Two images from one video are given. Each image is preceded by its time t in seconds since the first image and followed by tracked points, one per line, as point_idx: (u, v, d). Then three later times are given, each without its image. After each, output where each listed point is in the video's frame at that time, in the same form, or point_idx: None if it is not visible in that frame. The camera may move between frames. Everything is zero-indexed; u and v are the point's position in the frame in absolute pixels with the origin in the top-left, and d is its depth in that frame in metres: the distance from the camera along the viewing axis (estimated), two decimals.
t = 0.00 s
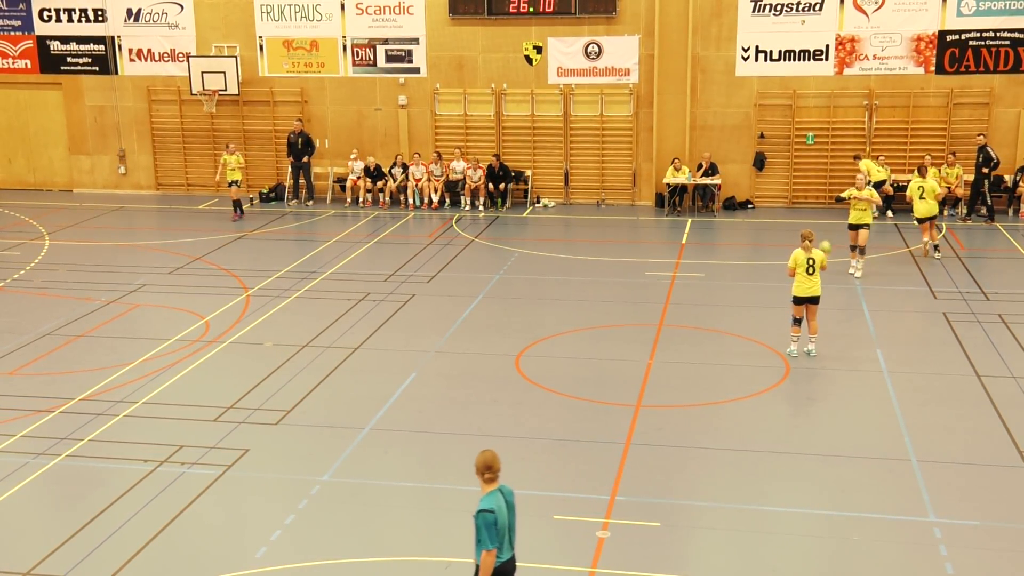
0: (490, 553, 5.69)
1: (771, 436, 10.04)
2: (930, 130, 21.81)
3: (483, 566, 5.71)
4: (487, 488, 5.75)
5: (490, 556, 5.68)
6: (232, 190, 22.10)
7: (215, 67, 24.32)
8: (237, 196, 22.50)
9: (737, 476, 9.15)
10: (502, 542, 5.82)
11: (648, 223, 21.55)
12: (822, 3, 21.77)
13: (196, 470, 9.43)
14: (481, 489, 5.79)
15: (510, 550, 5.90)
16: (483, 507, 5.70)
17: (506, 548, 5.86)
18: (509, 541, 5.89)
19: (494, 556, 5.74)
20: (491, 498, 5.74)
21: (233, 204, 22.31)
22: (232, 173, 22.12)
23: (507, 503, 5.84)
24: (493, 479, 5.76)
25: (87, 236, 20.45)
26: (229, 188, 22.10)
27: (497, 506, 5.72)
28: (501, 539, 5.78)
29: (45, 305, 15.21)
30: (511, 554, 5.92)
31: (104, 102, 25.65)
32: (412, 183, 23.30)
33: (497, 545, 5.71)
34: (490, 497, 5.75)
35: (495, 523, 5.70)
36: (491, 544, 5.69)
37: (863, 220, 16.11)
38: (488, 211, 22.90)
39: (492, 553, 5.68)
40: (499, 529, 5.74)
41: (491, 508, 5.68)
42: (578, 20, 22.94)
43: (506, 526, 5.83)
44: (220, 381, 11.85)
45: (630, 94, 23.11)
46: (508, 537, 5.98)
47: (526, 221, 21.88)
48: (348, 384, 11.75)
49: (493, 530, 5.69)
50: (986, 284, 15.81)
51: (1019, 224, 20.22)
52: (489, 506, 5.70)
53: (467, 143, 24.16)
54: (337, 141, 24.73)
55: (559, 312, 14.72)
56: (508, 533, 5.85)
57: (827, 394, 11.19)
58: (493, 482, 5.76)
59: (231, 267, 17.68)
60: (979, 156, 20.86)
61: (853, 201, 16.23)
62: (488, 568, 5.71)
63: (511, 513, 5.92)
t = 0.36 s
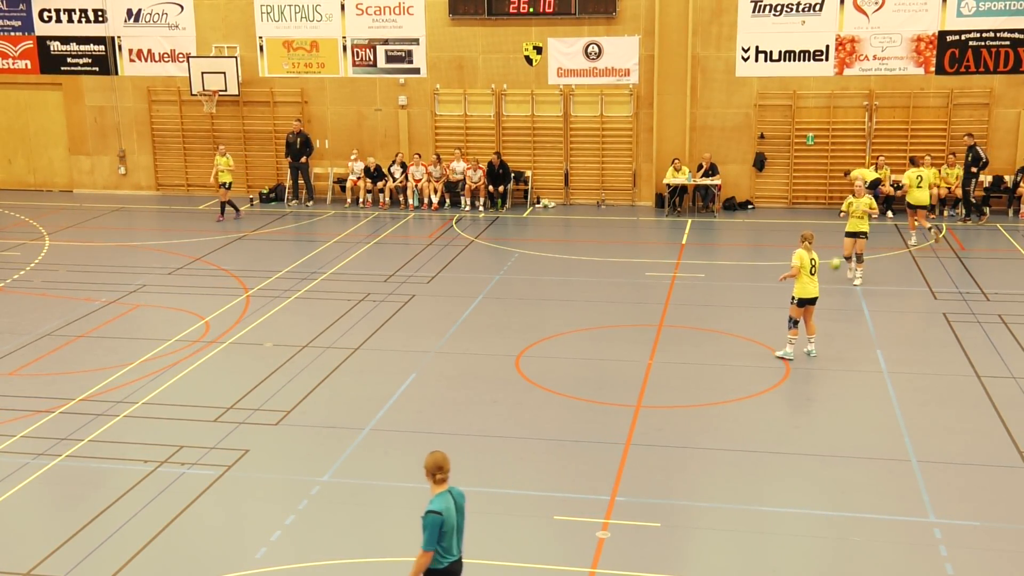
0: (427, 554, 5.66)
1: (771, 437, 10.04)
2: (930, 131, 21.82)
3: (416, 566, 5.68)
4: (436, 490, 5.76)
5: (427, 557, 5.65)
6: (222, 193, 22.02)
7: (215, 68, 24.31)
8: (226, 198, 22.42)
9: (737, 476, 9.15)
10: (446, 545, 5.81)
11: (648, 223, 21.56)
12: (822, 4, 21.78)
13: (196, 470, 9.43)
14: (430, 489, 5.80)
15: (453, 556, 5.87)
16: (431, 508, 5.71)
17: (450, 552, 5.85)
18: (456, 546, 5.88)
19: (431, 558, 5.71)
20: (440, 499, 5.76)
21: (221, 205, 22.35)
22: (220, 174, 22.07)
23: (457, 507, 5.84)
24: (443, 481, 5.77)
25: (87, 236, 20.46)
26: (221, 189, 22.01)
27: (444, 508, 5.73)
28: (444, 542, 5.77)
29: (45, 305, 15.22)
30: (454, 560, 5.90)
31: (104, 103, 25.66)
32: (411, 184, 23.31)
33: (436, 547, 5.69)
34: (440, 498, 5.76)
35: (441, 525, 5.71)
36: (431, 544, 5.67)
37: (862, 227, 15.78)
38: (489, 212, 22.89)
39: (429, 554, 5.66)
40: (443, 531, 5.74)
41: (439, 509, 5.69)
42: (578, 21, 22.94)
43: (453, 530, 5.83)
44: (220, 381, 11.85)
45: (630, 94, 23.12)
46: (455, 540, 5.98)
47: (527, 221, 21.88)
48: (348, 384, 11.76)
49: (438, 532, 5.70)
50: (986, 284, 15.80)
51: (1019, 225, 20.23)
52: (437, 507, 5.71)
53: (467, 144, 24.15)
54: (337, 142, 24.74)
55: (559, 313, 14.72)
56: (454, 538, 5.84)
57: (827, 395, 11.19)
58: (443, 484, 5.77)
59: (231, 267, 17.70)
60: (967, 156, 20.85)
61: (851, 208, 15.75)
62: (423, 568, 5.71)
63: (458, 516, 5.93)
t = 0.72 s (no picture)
0: (392, 554, 5.73)
1: (770, 437, 10.05)
2: (930, 131, 21.82)
3: (381, 565, 5.73)
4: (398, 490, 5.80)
5: (392, 556, 5.71)
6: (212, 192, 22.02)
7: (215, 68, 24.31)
8: (215, 199, 22.36)
9: (737, 476, 9.15)
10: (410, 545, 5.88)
11: (648, 223, 21.56)
12: (822, 4, 21.79)
13: (196, 470, 9.43)
14: (391, 492, 5.85)
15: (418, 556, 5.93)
16: (397, 509, 5.77)
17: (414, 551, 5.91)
18: (421, 545, 5.94)
19: (395, 558, 5.77)
20: (403, 500, 5.82)
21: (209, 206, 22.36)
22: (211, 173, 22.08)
23: (418, 507, 5.93)
24: (405, 482, 5.84)
25: (87, 236, 20.47)
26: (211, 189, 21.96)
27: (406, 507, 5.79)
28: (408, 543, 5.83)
29: (45, 305, 15.22)
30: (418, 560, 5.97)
31: (104, 103, 25.66)
32: (411, 184, 23.31)
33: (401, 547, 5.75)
34: (402, 499, 5.82)
35: (408, 525, 5.78)
36: (397, 545, 5.73)
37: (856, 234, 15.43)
38: (489, 212, 22.89)
39: (395, 554, 5.72)
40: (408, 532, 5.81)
41: (405, 509, 5.76)
42: (578, 21, 22.95)
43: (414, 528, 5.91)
44: (220, 381, 11.85)
45: (630, 95, 23.13)
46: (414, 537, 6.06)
47: (527, 222, 21.87)
48: (348, 384, 11.76)
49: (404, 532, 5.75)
50: (986, 284, 15.80)
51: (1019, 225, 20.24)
52: (403, 508, 5.78)
53: (467, 144, 24.16)
54: (337, 142, 24.74)
55: (559, 313, 14.72)
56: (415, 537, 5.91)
57: (827, 395, 11.19)
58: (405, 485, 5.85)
59: (231, 267, 17.70)
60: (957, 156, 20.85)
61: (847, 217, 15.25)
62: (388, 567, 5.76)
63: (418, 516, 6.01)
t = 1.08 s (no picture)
0: (362, 551, 5.72)
1: (771, 437, 10.04)
2: (931, 130, 21.82)
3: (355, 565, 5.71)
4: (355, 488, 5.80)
5: (363, 553, 5.71)
6: (205, 192, 22.05)
7: (215, 68, 24.31)
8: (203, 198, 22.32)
9: (738, 477, 9.14)
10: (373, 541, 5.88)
11: (648, 223, 21.55)
12: (823, 4, 21.79)
13: (196, 470, 9.43)
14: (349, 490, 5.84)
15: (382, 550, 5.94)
16: (356, 506, 5.76)
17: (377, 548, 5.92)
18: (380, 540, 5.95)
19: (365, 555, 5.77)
20: (362, 496, 5.81)
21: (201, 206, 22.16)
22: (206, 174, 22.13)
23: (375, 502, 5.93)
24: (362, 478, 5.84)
25: (88, 236, 20.47)
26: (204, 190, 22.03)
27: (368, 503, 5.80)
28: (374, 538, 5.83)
29: (46, 305, 15.22)
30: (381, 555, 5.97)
31: (105, 103, 25.65)
32: (411, 184, 23.31)
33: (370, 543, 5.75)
34: (361, 496, 5.82)
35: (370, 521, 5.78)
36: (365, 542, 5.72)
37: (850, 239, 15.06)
38: (489, 212, 22.88)
39: (365, 551, 5.72)
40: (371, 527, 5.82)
41: (365, 505, 5.75)
42: (579, 21, 22.94)
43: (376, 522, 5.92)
44: (221, 381, 11.85)
45: (631, 95, 23.13)
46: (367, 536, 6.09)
47: (527, 222, 21.85)
48: (349, 384, 11.76)
49: (366, 528, 5.74)
50: (986, 285, 15.79)
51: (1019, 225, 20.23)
52: (362, 504, 5.77)
53: (467, 143, 24.16)
54: (337, 142, 24.74)
55: (559, 313, 14.72)
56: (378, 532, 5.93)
57: (828, 395, 11.18)
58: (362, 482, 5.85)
59: (232, 267, 17.71)
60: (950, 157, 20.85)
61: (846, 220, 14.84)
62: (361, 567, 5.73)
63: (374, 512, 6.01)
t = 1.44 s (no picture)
0: (315, 553, 5.69)
1: (771, 437, 10.04)
2: (931, 130, 21.81)
3: (307, 565, 5.71)
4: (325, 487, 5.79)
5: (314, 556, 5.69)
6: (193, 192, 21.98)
7: (216, 67, 24.32)
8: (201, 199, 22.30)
9: (738, 476, 9.15)
10: (338, 544, 5.82)
11: (649, 223, 21.55)
12: (823, 4, 21.79)
13: (197, 470, 9.43)
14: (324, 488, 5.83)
15: (346, 555, 5.86)
16: (319, 506, 5.74)
17: (341, 551, 5.85)
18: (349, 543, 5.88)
19: (321, 557, 5.73)
20: (329, 498, 5.77)
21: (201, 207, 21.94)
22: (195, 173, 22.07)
23: (347, 507, 5.84)
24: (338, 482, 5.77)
25: (88, 236, 20.48)
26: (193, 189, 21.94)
27: (332, 506, 5.75)
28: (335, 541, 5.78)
29: (46, 305, 15.23)
30: (349, 559, 5.89)
31: (105, 103, 25.65)
32: (412, 184, 23.32)
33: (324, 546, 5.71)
34: (329, 497, 5.77)
35: (329, 524, 5.72)
36: (318, 543, 5.70)
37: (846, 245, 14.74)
38: (490, 211, 22.88)
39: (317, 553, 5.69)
40: (334, 531, 5.76)
41: (325, 507, 5.70)
42: (579, 21, 22.94)
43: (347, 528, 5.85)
44: (221, 381, 11.86)
45: (631, 95, 23.12)
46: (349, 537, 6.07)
47: (527, 221, 21.84)
48: (349, 384, 11.76)
49: (323, 531, 5.70)
50: (987, 285, 15.78)
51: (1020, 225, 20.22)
52: (325, 505, 5.73)
53: (467, 143, 24.16)
54: (338, 142, 24.74)
55: (559, 312, 14.72)
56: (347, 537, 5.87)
57: (828, 395, 11.18)
58: (336, 484, 5.77)
59: (232, 267, 17.70)
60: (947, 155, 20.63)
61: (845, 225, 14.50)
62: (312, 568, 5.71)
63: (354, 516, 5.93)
